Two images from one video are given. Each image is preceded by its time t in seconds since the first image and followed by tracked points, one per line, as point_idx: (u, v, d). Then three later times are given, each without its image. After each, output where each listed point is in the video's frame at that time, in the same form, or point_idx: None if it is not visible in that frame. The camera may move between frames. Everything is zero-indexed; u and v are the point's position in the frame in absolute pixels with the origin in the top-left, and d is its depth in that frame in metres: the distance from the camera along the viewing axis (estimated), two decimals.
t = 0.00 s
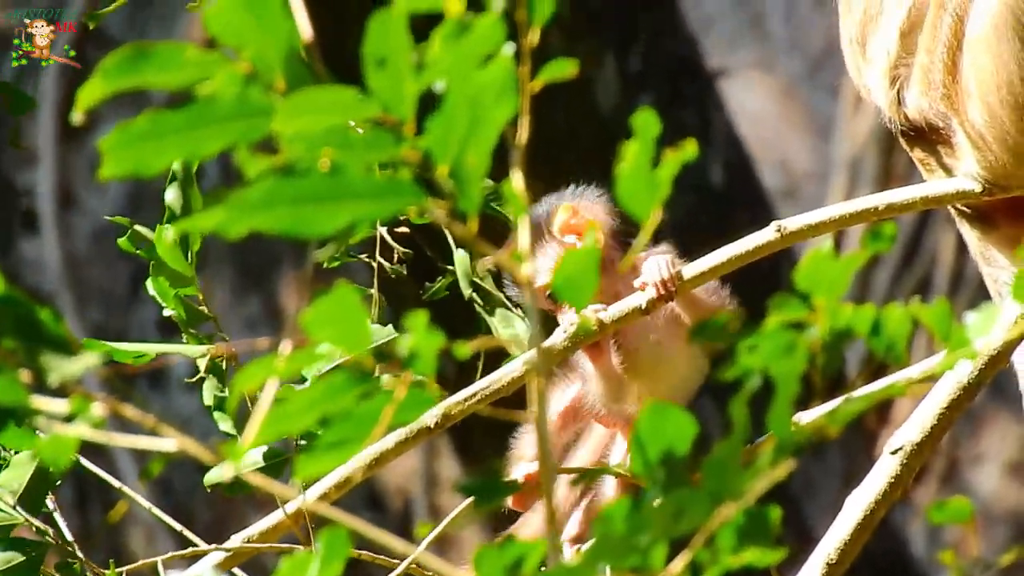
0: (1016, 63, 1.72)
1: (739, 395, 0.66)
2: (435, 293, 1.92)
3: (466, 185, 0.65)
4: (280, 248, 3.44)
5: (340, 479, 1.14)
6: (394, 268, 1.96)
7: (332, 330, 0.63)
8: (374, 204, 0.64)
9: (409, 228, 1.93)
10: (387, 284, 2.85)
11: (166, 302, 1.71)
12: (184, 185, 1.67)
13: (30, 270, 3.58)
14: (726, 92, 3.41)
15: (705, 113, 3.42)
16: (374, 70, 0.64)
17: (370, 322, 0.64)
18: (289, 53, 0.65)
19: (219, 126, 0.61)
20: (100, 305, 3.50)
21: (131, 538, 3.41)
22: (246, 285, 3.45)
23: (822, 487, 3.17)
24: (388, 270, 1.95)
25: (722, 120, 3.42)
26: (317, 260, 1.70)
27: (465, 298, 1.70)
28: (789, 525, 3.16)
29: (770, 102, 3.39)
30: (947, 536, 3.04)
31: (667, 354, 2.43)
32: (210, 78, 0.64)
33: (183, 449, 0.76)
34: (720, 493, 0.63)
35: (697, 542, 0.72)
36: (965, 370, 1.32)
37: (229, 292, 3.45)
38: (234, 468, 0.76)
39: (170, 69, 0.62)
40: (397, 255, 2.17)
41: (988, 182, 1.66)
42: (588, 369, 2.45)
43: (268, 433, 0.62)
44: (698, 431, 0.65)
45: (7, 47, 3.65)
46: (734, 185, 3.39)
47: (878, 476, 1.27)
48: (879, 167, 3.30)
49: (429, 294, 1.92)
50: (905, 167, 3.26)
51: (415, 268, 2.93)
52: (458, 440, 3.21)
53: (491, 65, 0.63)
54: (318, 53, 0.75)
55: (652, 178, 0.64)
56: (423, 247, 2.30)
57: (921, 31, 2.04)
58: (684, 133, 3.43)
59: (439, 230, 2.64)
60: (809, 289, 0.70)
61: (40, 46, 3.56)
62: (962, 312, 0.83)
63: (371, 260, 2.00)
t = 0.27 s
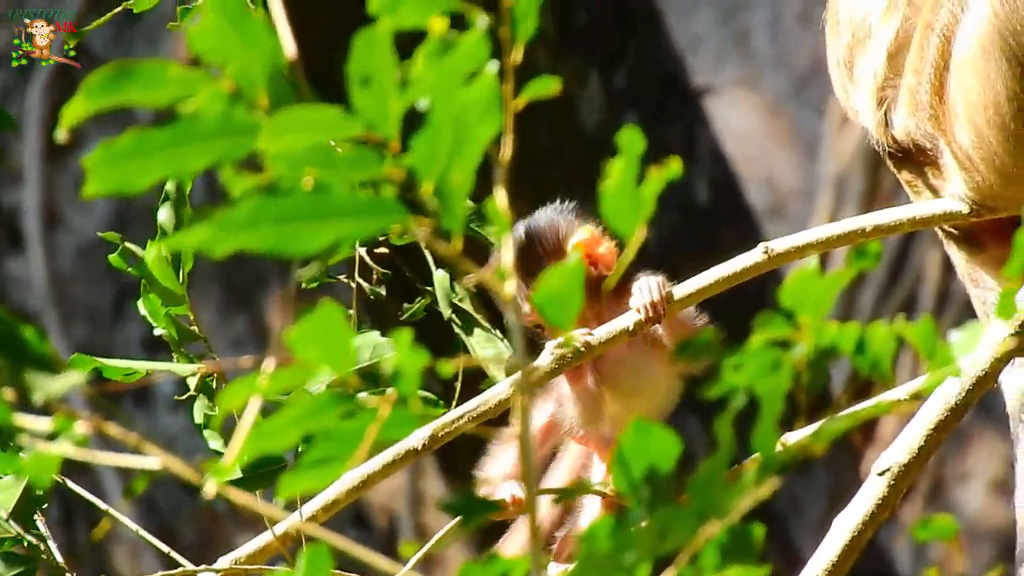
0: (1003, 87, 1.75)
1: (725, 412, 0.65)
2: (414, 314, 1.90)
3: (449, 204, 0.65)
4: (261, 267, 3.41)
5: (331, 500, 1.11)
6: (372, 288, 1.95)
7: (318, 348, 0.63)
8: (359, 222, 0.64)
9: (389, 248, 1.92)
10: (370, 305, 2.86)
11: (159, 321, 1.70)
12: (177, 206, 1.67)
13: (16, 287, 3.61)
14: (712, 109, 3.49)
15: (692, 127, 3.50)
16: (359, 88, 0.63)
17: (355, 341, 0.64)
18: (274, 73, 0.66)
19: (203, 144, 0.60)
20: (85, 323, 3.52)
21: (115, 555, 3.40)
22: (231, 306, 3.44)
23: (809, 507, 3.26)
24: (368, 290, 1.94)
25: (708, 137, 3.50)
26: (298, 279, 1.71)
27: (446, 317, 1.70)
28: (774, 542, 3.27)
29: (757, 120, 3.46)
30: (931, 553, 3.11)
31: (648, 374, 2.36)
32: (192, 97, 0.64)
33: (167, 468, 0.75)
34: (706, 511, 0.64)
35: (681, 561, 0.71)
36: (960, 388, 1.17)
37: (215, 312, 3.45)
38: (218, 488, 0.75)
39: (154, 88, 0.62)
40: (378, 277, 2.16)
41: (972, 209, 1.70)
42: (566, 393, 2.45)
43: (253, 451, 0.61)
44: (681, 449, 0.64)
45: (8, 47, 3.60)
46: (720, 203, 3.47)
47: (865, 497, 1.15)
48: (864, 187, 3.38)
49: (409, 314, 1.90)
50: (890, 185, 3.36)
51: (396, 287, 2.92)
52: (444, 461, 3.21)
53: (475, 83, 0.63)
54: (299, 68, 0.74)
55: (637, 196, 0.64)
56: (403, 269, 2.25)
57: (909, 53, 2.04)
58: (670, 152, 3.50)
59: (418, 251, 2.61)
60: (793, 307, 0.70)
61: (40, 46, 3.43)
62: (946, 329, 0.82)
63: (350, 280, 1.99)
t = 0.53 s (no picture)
0: (992, 103, 1.84)
1: (714, 427, 0.66)
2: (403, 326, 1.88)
3: (437, 217, 0.65)
4: (247, 282, 3.45)
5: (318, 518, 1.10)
6: (360, 302, 1.94)
7: (307, 360, 0.63)
8: (349, 236, 0.64)
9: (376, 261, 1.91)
10: (359, 318, 2.88)
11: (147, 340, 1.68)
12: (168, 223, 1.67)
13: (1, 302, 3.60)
14: (699, 123, 3.54)
15: (678, 142, 3.55)
16: (346, 101, 0.63)
17: (343, 352, 0.64)
18: (262, 87, 0.66)
19: (191, 158, 0.60)
20: (73, 337, 3.53)
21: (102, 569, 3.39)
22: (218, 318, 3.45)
23: (794, 520, 3.30)
24: (356, 303, 1.94)
25: (693, 151, 3.55)
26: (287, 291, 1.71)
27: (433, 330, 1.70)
28: (761, 557, 3.29)
29: (743, 134, 3.49)
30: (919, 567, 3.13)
31: (638, 394, 2.29)
32: (178, 110, 0.64)
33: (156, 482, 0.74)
34: (694, 525, 0.65)
35: None
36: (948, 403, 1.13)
37: (202, 323, 3.46)
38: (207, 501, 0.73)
39: (141, 101, 0.62)
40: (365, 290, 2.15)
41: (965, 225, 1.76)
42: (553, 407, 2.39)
43: (238, 465, 0.61)
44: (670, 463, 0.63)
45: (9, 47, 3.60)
46: (707, 218, 3.53)
47: (854, 513, 1.10)
48: (851, 202, 3.38)
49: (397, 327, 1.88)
50: (876, 201, 3.36)
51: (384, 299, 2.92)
52: (432, 476, 3.22)
53: (463, 97, 0.64)
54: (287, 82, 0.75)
55: (624, 210, 0.64)
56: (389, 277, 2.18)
57: (897, 70, 2.03)
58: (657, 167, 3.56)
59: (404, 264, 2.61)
60: (781, 321, 0.70)
61: (40, 45, 3.48)
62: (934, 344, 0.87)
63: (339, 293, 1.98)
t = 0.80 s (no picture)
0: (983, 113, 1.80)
1: (701, 437, 0.66)
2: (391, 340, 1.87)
3: (426, 227, 0.65)
4: (235, 293, 3.44)
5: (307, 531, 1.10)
6: (349, 313, 1.93)
7: (297, 369, 0.63)
8: (339, 246, 0.64)
9: (362, 273, 1.90)
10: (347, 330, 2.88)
11: (127, 360, 1.68)
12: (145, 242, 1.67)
13: None
14: (684, 135, 3.50)
15: (663, 156, 3.51)
16: (336, 110, 0.64)
17: (333, 362, 0.64)
18: (250, 99, 0.66)
19: (180, 169, 0.60)
20: (57, 351, 3.52)
21: None
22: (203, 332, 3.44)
23: (780, 530, 3.25)
24: (348, 314, 1.93)
25: (679, 163, 3.51)
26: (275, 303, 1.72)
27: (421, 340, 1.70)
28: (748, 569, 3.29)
29: (729, 146, 3.46)
30: None
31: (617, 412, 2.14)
32: (166, 121, 0.64)
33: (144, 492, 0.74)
34: (682, 536, 0.64)
35: None
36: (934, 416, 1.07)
37: (186, 337, 3.44)
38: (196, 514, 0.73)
39: (130, 112, 0.62)
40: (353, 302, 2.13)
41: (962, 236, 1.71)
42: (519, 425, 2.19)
43: (228, 476, 0.61)
44: (657, 473, 0.64)
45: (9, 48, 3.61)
46: (693, 230, 3.48)
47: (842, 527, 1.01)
48: (836, 213, 3.32)
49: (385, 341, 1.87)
50: (862, 213, 3.29)
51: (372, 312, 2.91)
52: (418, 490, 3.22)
53: (451, 107, 0.64)
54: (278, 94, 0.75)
55: (613, 219, 0.64)
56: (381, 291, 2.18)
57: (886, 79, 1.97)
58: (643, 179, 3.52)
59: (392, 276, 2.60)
60: (770, 330, 0.70)
61: (40, 45, 3.55)
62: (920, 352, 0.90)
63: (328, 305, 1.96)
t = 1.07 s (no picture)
0: (959, 131, 1.85)
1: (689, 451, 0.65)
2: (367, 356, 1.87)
3: (413, 240, 0.65)
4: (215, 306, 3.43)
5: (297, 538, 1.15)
6: (326, 329, 1.93)
7: (283, 385, 0.62)
8: (324, 259, 0.64)
9: (341, 288, 1.90)
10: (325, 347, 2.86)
11: (105, 380, 1.67)
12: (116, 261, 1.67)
13: None
14: (664, 150, 3.54)
15: (644, 172, 3.54)
16: (322, 124, 0.64)
17: (320, 380, 0.63)
18: (236, 112, 0.66)
19: (165, 183, 0.61)
20: (38, 365, 3.49)
21: None
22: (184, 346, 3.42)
23: (762, 547, 3.28)
24: (320, 331, 1.93)
25: (659, 180, 3.54)
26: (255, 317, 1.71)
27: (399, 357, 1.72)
28: None
29: (709, 162, 3.51)
30: None
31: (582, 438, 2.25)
32: (152, 135, 0.64)
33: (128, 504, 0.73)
34: (670, 550, 0.63)
35: None
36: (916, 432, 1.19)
37: (167, 351, 3.42)
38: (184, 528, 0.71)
39: (115, 126, 0.63)
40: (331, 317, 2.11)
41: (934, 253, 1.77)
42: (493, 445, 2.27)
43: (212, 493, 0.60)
44: (644, 486, 0.64)
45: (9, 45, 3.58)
46: (673, 244, 3.51)
47: (823, 541, 1.12)
48: (817, 229, 3.40)
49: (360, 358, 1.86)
50: (842, 227, 3.37)
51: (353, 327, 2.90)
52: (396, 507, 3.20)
53: (437, 119, 0.64)
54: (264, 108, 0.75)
55: (600, 233, 0.64)
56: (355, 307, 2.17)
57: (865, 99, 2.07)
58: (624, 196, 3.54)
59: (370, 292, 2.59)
60: (755, 344, 0.70)
61: (40, 45, 3.48)
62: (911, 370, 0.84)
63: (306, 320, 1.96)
